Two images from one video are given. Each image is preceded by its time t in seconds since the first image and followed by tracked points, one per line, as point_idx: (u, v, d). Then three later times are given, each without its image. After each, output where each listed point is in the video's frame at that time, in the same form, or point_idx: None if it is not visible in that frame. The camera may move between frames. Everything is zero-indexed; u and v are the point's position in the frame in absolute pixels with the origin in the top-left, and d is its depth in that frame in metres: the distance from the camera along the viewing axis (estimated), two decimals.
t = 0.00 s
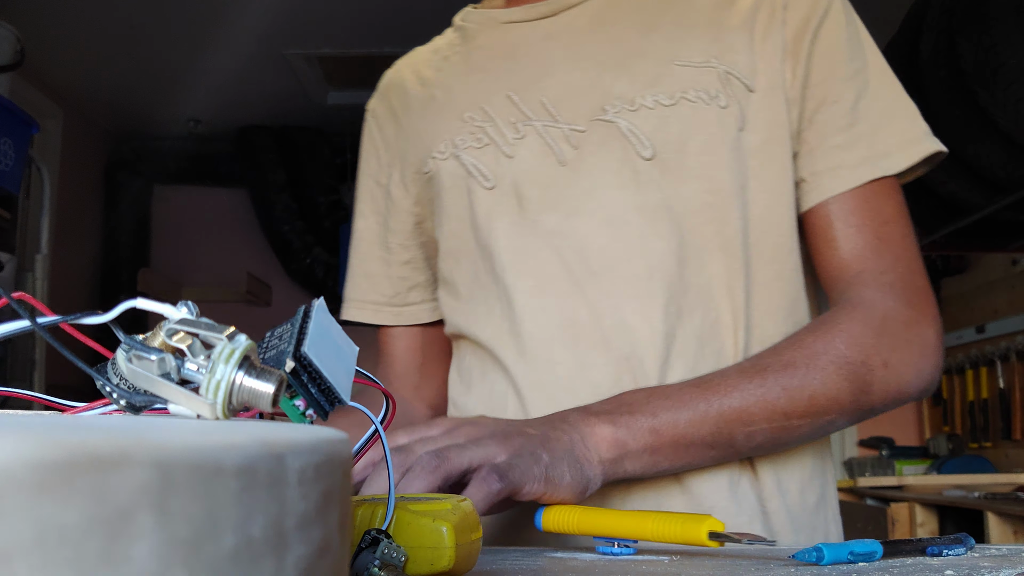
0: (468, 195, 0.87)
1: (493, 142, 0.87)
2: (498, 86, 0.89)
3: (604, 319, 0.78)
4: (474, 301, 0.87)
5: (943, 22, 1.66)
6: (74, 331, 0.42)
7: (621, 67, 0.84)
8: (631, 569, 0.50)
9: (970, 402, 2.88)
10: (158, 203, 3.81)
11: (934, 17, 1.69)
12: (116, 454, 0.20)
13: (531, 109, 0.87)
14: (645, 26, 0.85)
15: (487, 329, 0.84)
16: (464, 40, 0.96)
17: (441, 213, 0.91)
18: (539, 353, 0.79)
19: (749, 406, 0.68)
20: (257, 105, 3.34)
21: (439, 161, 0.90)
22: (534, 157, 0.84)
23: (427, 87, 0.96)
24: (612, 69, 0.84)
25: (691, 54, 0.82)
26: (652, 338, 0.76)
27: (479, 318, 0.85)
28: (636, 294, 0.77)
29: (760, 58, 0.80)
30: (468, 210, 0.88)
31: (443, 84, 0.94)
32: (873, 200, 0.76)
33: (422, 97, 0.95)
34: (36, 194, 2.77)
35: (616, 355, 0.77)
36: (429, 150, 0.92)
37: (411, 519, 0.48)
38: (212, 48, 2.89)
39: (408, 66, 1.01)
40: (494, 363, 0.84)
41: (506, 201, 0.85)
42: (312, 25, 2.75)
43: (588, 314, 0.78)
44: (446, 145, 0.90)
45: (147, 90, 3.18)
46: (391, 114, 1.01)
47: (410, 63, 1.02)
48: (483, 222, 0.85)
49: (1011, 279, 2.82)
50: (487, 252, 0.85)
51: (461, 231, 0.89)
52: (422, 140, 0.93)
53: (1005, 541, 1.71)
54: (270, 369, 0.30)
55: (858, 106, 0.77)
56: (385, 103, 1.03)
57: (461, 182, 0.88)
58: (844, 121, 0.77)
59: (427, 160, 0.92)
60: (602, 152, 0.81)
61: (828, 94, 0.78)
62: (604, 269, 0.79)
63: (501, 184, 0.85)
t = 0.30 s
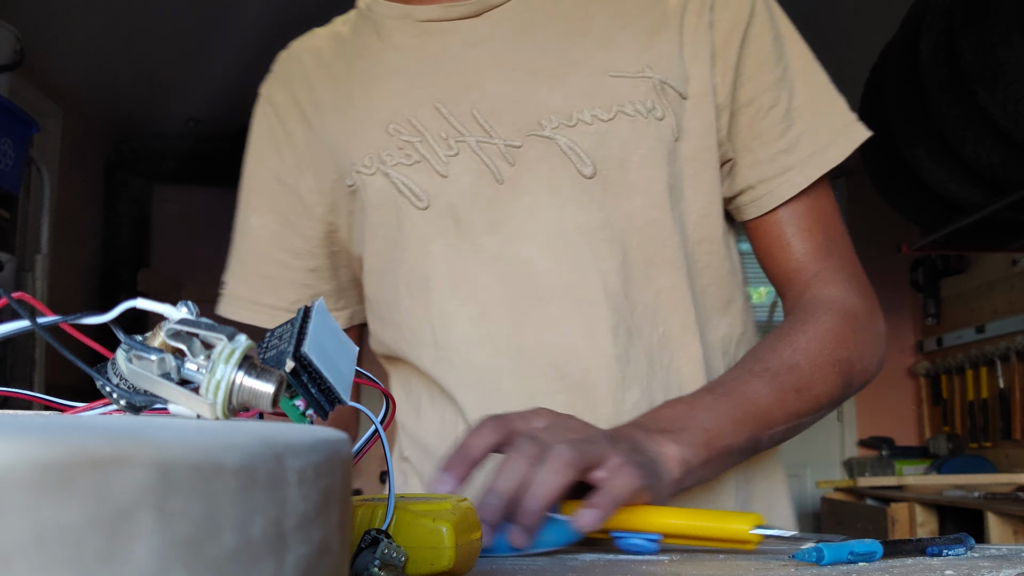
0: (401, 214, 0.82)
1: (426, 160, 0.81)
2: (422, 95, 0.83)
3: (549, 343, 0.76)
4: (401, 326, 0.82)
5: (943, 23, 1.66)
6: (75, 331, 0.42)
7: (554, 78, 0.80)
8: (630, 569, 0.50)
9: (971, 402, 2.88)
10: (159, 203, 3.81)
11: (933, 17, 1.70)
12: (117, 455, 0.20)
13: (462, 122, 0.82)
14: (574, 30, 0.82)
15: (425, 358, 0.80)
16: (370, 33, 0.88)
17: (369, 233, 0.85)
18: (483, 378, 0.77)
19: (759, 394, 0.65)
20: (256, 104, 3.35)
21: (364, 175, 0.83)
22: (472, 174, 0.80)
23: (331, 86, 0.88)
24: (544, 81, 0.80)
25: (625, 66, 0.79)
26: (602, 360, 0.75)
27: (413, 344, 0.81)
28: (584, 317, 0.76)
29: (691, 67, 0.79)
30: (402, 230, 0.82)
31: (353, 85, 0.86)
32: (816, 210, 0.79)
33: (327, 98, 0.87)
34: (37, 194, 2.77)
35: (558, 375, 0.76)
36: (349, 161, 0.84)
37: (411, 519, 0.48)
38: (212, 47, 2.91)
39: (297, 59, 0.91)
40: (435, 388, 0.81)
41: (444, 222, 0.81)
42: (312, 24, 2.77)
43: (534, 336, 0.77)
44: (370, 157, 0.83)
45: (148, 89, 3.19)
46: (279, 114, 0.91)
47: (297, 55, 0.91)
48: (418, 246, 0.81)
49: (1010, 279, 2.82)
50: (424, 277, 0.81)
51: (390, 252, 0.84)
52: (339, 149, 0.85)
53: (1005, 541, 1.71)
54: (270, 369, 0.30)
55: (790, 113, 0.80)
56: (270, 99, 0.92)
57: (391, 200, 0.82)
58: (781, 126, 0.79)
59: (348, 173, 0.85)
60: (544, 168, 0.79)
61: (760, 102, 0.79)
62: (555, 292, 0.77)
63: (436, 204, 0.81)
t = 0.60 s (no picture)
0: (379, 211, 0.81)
1: (409, 153, 0.81)
2: (403, 88, 0.83)
3: (531, 346, 0.78)
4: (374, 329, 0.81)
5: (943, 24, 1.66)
6: (75, 331, 0.42)
7: (543, 79, 0.82)
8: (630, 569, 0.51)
9: (971, 403, 2.88)
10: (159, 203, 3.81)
11: (932, 16, 1.71)
12: (116, 456, 0.20)
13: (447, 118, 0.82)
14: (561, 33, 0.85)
15: (400, 358, 0.79)
16: (338, 20, 0.87)
17: (344, 229, 0.84)
18: (461, 381, 0.77)
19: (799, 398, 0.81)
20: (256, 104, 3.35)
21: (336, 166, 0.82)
22: (458, 171, 0.80)
23: (293, 70, 0.86)
24: (534, 81, 0.82)
25: (610, 74, 0.83)
26: (587, 362, 0.77)
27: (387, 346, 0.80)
28: (568, 319, 0.78)
29: (671, 82, 0.86)
30: (383, 229, 0.81)
31: (321, 69, 0.85)
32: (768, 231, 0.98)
33: (289, 80, 0.85)
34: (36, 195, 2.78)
35: (536, 377, 0.77)
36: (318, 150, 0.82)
37: (411, 519, 0.48)
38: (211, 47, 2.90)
39: (253, 39, 0.90)
40: (406, 390, 0.80)
41: (426, 220, 0.80)
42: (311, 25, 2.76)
43: (518, 340, 0.78)
44: (343, 146, 0.82)
45: (147, 89, 3.19)
46: (232, 95, 0.88)
47: (254, 38, 0.90)
48: (396, 241, 0.80)
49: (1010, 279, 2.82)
50: (403, 277, 0.80)
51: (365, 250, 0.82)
52: (306, 139, 0.83)
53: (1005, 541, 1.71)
54: (270, 369, 0.30)
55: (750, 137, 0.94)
56: (222, 80, 0.89)
57: (369, 194, 0.81)
58: (745, 146, 0.93)
59: (320, 162, 0.82)
60: (529, 171, 0.80)
61: (727, 123, 0.93)
62: (538, 296, 0.78)
63: (419, 200, 0.80)
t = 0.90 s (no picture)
0: (412, 198, 0.78)
1: (452, 144, 0.80)
2: (444, 82, 0.82)
3: (564, 340, 0.79)
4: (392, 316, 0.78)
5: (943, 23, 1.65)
6: (74, 332, 0.42)
7: (571, 91, 0.86)
8: (631, 570, 0.51)
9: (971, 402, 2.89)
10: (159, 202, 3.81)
11: (932, 16, 1.70)
12: (118, 456, 0.20)
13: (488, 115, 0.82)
14: (583, 58, 0.89)
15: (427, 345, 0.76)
16: (380, 10, 0.84)
17: (367, 210, 0.79)
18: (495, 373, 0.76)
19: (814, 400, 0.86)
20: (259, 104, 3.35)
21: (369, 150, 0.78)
22: (500, 167, 0.80)
23: (317, 53, 0.81)
24: (564, 93, 0.86)
25: (633, 96, 0.88)
26: (611, 361, 0.80)
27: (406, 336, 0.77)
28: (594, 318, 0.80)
29: (676, 112, 0.94)
30: (417, 217, 0.78)
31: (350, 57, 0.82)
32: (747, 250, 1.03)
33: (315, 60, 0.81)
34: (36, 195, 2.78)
35: (569, 373, 0.78)
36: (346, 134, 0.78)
37: (411, 519, 0.48)
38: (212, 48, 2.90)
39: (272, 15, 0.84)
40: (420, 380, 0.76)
41: (465, 209, 0.79)
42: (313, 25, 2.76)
43: (552, 334, 0.78)
44: (375, 133, 0.79)
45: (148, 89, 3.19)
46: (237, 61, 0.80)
47: (275, 11, 0.83)
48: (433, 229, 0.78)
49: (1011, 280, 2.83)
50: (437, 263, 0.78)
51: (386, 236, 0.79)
52: (341, 117, 0.79)
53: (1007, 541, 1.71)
54: (270, 370, 0.30)
55: (732, 167, 1.02)
56: (236, 44, 0.80)
57: (407, 177, 0.78)
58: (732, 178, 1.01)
59: (354, 141, 0.78)
60: (563, 173, 0.82)
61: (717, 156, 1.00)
62: (568, 293, 0.80)
63: (459, 189, 0.79)
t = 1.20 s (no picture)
0: (527, 201, 0.79)
1: (560, 154, 0.82)
2: (543, 96, 0.85)
3: (640, 346, 0.85)
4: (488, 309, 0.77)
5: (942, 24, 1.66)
6: (73, 331, 0.41)
7: (624, 124, 0.94)
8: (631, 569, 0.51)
9: (970, 402, 2.89)
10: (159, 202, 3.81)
11: (932, 16, 1.68)
12: (118, 455, 0.20)
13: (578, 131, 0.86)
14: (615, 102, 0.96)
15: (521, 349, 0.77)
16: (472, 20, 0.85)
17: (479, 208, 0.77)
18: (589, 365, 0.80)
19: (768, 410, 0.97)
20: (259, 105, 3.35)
21: (493, 145, 0.77)
22: (594, 182, 0.84)
23: (429, 51, 0.78)
24: (621, 123, 0.94)
25: (657, 135, 1.00)
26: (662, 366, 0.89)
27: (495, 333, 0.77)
28: (648, 326, 0.88)
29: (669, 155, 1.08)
30: (526, 220, 0.79)
31: (456, 55, 0.80)
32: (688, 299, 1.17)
33: (423, 51, 0.78)
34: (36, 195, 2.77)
35: (640, 370, 0.85)
36: (461, 127, 0.77)
37: (411, 518, 0.48)
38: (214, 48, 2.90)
39: None
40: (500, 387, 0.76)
41: (565, 217, 0.81)
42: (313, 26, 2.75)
43: (630, 338, 0.84)
44: (495, 130, 0.78)
45: (148, 89, 3.19)
46: (346, 33, 0.74)
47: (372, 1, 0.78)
48: (538, 233, 0.80)
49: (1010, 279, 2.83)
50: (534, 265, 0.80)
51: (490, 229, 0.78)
52: (460, 117, 0.77)
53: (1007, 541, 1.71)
54: (270, 370, 0.30)
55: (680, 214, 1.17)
56: (337, 24, 0.74)
57: (525, 178, 0.79)
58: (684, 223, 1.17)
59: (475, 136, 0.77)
60: (630, 194, 0.89)
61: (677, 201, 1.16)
62: (638, 303, 0.86)
63: (562, 198, 0.81)
